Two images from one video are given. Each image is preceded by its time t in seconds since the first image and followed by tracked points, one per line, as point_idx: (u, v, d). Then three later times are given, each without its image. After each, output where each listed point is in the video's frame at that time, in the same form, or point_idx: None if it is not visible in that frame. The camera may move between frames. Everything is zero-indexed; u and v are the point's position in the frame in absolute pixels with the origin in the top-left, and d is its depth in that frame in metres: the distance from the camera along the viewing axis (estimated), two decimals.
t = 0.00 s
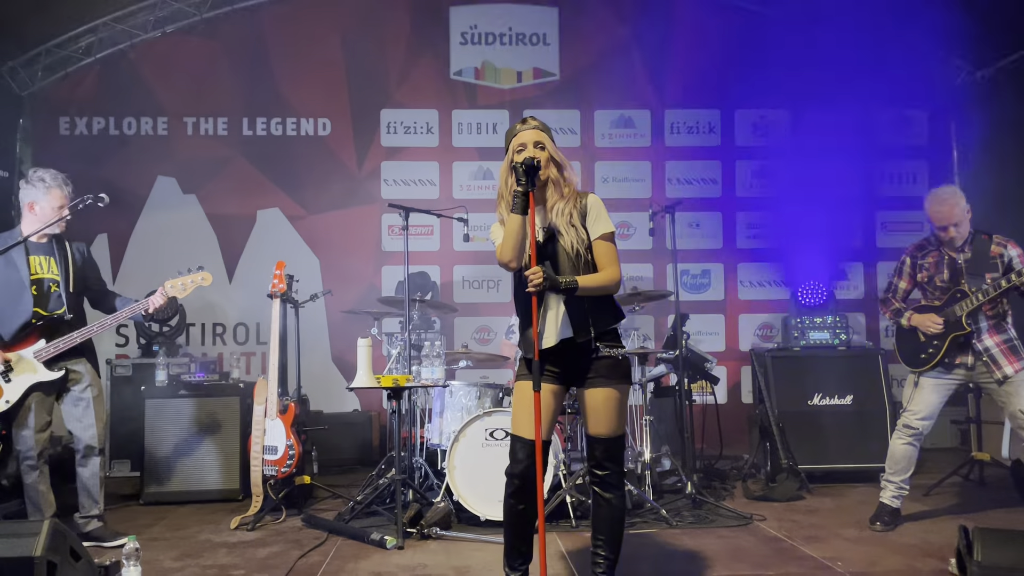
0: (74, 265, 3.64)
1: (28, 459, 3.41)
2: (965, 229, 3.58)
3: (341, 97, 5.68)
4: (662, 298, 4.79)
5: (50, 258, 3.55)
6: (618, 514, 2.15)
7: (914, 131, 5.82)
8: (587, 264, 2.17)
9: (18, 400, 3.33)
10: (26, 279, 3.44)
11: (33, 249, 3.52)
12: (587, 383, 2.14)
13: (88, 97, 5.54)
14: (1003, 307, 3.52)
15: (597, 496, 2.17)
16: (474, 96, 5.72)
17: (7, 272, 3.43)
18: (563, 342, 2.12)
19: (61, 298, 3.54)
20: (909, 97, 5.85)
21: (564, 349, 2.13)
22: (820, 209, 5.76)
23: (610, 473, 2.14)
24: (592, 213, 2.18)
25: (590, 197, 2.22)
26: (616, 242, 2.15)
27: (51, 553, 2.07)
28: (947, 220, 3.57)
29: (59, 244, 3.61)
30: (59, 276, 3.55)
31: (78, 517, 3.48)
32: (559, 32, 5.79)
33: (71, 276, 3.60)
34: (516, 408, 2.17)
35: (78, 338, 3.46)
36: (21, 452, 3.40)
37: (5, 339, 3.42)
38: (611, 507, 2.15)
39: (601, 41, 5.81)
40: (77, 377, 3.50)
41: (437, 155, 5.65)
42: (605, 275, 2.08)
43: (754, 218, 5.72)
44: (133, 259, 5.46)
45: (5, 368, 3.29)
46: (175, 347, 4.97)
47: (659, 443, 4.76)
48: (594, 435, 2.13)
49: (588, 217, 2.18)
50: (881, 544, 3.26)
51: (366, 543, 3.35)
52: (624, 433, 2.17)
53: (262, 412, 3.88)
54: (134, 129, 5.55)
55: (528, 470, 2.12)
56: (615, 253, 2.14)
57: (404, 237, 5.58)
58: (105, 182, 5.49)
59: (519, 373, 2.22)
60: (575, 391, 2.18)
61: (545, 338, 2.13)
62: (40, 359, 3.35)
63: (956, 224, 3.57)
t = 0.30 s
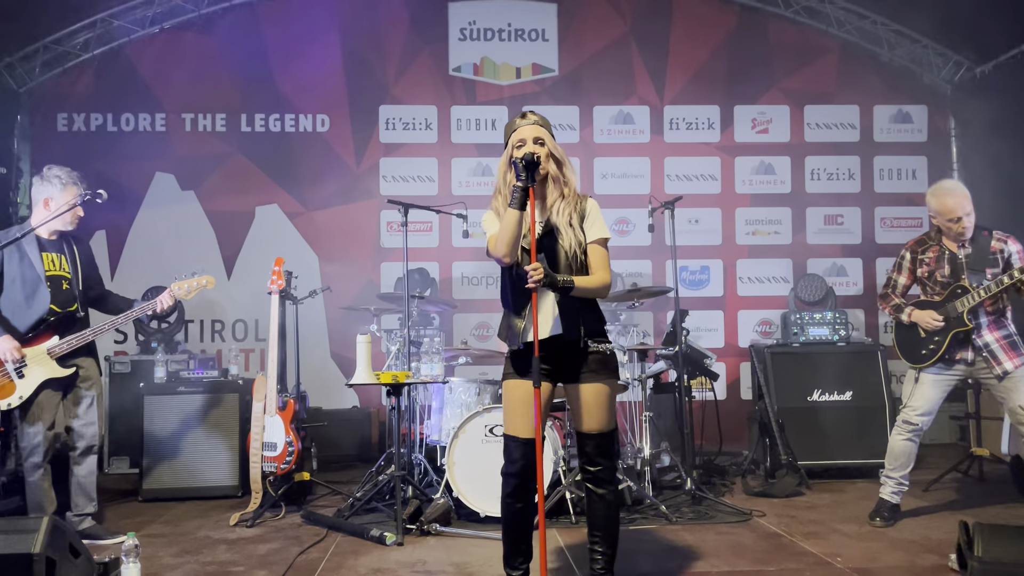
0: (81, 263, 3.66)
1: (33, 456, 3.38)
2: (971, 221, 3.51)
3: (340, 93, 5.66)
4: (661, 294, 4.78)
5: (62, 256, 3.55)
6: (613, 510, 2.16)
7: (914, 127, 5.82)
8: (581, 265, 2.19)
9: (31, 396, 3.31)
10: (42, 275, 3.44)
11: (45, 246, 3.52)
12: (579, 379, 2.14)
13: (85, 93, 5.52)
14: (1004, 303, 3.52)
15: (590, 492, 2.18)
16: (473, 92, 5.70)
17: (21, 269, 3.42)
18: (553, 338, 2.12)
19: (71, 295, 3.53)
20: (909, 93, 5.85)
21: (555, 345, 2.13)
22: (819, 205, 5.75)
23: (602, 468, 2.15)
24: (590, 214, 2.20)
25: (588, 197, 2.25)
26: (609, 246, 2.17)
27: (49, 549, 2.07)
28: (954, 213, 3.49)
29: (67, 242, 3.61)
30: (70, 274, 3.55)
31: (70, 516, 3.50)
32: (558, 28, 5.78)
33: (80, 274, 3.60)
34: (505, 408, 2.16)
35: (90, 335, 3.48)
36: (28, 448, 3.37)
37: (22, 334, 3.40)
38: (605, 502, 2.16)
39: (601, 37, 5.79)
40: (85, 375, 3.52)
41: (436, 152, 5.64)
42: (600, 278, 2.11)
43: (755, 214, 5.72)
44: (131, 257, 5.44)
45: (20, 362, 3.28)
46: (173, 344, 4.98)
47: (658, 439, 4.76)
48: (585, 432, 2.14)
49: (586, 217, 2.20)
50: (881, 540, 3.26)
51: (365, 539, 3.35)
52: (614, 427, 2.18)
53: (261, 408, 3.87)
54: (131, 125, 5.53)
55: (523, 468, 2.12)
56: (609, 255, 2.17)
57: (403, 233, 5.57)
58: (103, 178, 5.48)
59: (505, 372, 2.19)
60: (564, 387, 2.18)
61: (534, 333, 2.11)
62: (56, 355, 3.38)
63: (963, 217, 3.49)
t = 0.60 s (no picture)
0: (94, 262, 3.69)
1: (43, 450, 3.37)
2: (970, 219, 3.50)
3: (339, 90, 5.65)
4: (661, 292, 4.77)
5: (78, 253, 3.57)
6: (606, 510, 2.17)
7: (913, 125, 5.82)
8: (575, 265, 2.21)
9: (48, 390, 3.35)
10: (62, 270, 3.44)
11: (63, 242, 3.51)
12: (569, 376, 2.13)
13: (84, 91, 5.50)
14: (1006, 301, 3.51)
15: (581, 493, 2.19)
16: (473, 89, 5.69)
17: (42, 264, 3.39)
18: (545, 336, 2.12)
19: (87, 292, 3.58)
20: (908, 90, 5.85)
21: (547, 342, 2.13)
22: (819, 202, 5.74)
23: (593, 467, 2.15)
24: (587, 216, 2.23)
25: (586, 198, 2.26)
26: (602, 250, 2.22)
27: (51, 547, 2.06)
28: (954, 211, 3.49)
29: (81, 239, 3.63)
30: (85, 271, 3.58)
31: (71, 514, 3.47)
32: (558, 25, 5.77)
33: (94, 271, 3.65)
34: (494, 406, 2.12)
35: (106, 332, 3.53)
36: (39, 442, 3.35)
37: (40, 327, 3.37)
38: (598, 502, 2.16)
39: (601, 34, 5.78)
40: (98, 372, 3.56)
41: (436, 150, 5.63)
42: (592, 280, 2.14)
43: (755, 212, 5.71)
44: (129, 254, 5.43)
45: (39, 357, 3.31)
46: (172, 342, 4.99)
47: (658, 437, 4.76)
48: (572, 430, 2.14)
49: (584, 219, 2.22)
50: (882, 537, 3.26)
51: (366, 537, 3.34)
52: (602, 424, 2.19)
53: (261, 407, 3.86)
54: (130, 122, 5.52)
55: (521, 465, 2.13)
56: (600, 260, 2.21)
57: (403, 231, 5.56)
58: (102, 176, 5.46)
59: (491, 368, 2.14)
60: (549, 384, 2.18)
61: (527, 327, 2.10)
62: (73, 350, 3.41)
63: (965, 215, 3.48)
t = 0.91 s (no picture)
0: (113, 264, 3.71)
1: (57, 445, 3.33)
2: (975, 219, 3.51)
3: (340, 90, 5.65)
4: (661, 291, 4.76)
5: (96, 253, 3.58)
6: (604, 509, 2.17)
7: (914, 124, 5.83)
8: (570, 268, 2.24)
9: (66, 386, 3.32)
10: (82, 268, 3.46)
11: (83, 242, 3.54)
12: (566, 377, 2.13)
13: (85, 91, 5.50)
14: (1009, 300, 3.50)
15: (579, 492, 2.19)
16: (473, 89, 5.69)
17: (61, 262, 3.41)
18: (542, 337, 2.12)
19: (105, 291, 3.57)
20: (909, 90, 5.85)
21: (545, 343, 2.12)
22: (820, 202, 5.74)
23: (590, 466, 2.16)
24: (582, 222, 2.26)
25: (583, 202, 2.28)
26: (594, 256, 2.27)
27: (52, 546, 2.06)
28: (961, 212, 3.47)
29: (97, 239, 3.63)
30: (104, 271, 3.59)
31: (73, 514, 3.44)
32: (558, 25, 5.77)
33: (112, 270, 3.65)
34: (488, 405, 2.12)
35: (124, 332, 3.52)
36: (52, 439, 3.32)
37: (57, 324, 3.37)
38: (597, 500, 2.16)
39: (601, 34, 5.78)
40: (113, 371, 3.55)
41: (436, 149, 5.63)
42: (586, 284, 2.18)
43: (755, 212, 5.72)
44: (130, 254, 5.42)
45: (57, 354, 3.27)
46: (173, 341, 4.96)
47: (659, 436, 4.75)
48: (564, 429, 2.15)
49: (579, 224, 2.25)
50: (884, 537, 3.26)
51: (367, 537, 3.34)
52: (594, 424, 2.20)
53: (262, 406, 3.85)
54: (131, 122, 5.52)
55: (519, 464, 2.14)
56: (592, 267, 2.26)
57: (403, 231, 5.56)
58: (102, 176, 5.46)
59: (488, 368, 2.12)
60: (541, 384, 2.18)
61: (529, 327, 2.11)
62: (90, 348, 3.38)
63: (970, 216, 3.47)
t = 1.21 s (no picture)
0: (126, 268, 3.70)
1: (74, 450, 3.30)
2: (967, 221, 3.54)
3: (341, 94, 5.66)
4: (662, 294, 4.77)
5: (109, 255, 3.58)
6: (605, 511, 2.17)
7: (915, 127, 5.83)
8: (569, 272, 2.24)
9: (77, 388, 3.29)
10: (94, 269, 3.45)
11: (94, 243, 3.53)
12: (565, 379, 2.14)
13: (87, 95, 5.52)
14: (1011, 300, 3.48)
15: (579, 495, 2.19)
16: (474, 92, 5.70)
17: (74, 264, 3.40)
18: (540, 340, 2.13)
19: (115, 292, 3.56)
20: (910, 92, 5.85)
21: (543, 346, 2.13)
22: (821, 204, 5.75)
23: (590, 467, 2.16)
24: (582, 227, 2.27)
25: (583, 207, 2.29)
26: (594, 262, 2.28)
27: (54, 550, 2.06)
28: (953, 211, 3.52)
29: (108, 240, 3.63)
30: (116, 273, 3.59)
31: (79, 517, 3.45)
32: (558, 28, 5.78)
33: (124, 273, 3.65)
34: (487, 410, 2.12)
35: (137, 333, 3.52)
36: (69, 444, 3.29)
37: (70, 325, 3.36)
38: (597, 502, 2.16)
39: (601, 37, 5.79)
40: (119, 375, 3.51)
41: (437, 152, 5.64)
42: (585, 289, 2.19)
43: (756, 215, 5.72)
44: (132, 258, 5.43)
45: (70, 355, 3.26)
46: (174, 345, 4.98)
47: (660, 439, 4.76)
48: (563, 433, 2.16)
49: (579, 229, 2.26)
50: (885, 540, 3.26)
51: (368, 540, 3.34)
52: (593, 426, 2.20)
53: (263, 409, 3.87)
54: (133, 126, 5.53)
55: (518, 467, 2.14)
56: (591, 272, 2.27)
57: (404, 234, 5.56)
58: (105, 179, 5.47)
59: (488, 373, 2.11)
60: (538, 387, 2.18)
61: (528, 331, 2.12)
62: (101, 350, 3.36)
63: (962, 216, 3.51)
